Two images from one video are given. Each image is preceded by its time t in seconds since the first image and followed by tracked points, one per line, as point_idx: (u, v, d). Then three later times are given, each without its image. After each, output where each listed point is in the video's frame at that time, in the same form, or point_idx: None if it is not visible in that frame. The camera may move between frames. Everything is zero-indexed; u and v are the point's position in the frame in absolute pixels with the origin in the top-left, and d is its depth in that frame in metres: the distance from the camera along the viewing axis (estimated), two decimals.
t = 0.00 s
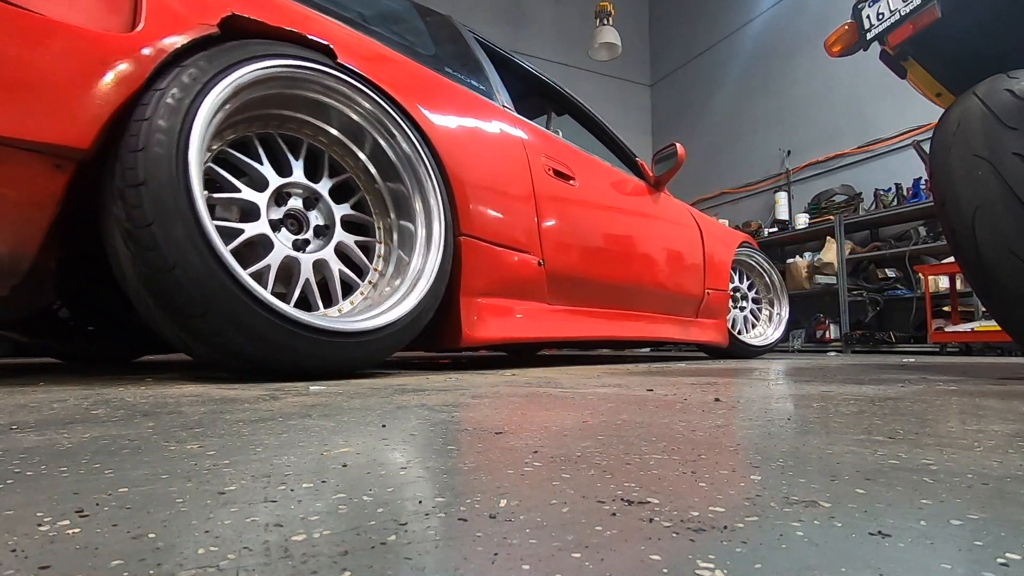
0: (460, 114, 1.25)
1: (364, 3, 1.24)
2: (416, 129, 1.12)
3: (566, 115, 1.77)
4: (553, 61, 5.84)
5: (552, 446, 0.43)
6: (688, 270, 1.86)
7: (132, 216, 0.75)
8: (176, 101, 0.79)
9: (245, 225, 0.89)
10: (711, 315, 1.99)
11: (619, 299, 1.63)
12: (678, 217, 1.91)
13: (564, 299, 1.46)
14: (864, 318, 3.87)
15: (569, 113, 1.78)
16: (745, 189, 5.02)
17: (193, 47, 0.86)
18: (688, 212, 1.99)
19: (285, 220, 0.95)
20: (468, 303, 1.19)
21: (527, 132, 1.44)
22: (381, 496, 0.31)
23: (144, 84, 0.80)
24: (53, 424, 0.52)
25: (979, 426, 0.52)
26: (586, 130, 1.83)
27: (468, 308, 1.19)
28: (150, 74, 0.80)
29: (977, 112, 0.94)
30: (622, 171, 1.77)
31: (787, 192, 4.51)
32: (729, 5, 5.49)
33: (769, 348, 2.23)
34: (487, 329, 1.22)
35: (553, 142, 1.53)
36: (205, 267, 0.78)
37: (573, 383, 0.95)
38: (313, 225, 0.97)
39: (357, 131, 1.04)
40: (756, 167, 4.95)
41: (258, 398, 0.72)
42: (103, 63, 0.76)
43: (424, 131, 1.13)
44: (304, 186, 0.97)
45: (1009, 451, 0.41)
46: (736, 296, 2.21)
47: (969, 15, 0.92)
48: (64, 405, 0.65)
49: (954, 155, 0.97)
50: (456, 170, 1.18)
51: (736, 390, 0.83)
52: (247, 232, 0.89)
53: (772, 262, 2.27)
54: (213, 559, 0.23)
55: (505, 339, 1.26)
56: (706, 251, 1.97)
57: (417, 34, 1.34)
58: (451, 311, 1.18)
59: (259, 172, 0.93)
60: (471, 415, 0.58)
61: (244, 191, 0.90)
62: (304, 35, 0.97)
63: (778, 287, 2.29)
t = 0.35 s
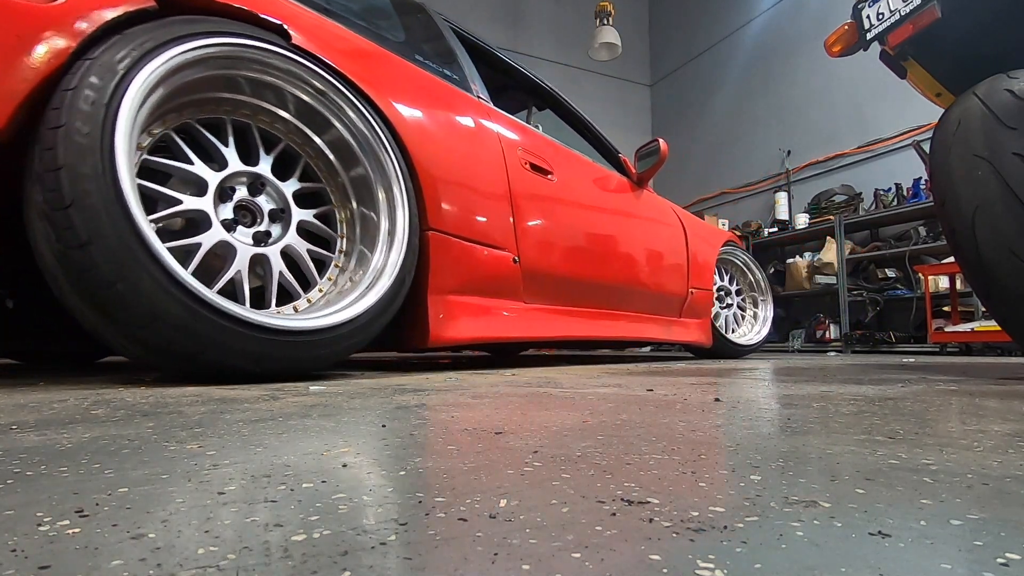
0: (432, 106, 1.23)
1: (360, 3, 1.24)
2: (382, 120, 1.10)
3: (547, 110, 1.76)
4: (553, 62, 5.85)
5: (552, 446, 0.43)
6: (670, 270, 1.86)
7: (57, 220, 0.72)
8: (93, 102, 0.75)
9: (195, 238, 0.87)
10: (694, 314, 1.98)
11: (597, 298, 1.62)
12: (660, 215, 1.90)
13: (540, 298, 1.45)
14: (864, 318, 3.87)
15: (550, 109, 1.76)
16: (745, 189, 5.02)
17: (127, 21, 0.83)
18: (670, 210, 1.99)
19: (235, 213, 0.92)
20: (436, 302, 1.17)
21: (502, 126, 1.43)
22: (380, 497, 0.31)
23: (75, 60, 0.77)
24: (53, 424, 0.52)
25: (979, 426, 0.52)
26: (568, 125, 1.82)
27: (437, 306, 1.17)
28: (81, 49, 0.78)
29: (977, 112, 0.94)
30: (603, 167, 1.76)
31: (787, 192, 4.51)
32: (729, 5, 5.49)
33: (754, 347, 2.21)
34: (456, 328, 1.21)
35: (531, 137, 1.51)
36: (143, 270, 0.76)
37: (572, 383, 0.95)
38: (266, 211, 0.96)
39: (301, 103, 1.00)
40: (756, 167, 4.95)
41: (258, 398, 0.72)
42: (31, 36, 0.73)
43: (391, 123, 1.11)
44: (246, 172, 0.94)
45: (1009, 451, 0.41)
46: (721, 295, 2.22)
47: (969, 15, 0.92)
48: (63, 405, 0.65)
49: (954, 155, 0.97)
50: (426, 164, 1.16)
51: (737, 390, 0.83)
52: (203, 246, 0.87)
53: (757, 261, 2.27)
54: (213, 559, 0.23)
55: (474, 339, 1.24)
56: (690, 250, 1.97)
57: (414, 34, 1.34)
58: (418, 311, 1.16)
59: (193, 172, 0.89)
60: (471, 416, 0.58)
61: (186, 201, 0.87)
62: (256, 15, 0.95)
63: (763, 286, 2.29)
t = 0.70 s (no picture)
0: (409, 96, 1.19)
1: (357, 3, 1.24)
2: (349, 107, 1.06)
3: (531, 105, 1.74)
4: (553, 62, 5.85)
5: (552, 446, 0.43)
6: (654, 269, 1.84)
7: None
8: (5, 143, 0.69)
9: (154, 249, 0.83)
10: (678, 314, 1.97)
11: (578, 297, 1.61)
12: (644, 213, 1.88)
13: (519, 296, 1.43)
14: (864, 318, 3.87)
15: (534, 104, 1.75)
16: (745, 189, 5.02)
17: None
18: (656, 209, 1.97)
19: (185, 208, 0.88)
20: (410, 299, 1.14)
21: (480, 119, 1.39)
22: (380, 496, 0.31)
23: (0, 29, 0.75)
24: (53, 424, 0.52)
25: (979, 426, 0.52)
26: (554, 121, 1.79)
27: (410, 304, 1.14)
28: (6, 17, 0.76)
29: (977, 112, 0.94)
30: (586, 163, 1.74)
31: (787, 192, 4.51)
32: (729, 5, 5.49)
33: (743, 347, 2.20)
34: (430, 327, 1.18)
35: (512, 132, 1.49)
36: (96, 289, 0.72)
37: (572, 383, 0.95)
38: (216, 196, 0.91)
39: (210, 65, 0.91)
40: (756, 167, 4.95)
41: (258, 398, 0.72)
42: None
43: (356, 109, 1.07)
44: (182, 161, 0.88)
45: (1010, 452, 0.41)
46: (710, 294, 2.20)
47: (969, 15, 0.92)
48: (63, 405, 0.65)
49: (953, 156, 0.97)
50: (399, 155, 1.12)
51: (737, 390, 0.83)
52: (168, 255, 0.84)
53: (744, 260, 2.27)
54: (213, 559, 0.23)
55: (448, 339, 1.21)
56: (675, 249, 1.96)
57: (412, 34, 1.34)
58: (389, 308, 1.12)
59: (130, 179, 0.83)
60: (471, 416, 0.58)
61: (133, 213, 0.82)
62: None
63: (750, 285, 2.28)
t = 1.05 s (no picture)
0: (384, 85, 1.16)
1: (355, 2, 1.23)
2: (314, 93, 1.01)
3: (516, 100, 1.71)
4: (553, 62, 5.85)
5: (552, 446, 0.43)
6: (640, 268, 1.82)
7: None
8: None
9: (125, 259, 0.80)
10: (665, 312, 1.95)
11: (562, 296, 1.58)
12: (631, 210, 1.86)
13: (500, 294, 1.40)
14: (864, 318, 3.87)
15: (521, 99, 1.72)
16: (745, 189, 5.02)
17: None
18: (643, 206, 1.95)
19: (138, 203, 0.83)
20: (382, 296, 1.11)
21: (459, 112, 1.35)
22: (380, 496, 0.31)
23: None
24: (53, 424, 0.52)
25: (979, 426, 0.52)
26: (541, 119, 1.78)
27: (382, 301, 1.10)
28: None
29: (977, 112, 0.94)
30: (570, 158, 1.70)
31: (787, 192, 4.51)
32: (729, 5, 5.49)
33: (733, 347, 2.19)
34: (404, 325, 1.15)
35: (494, 125, 1.46)
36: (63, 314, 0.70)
37: (572, 383, 0.95)
38: (166, 181, 0.86)
39: (109, 37, 0.82)
40: (756, 167, 4.95)
41: (258, 398, 0.72)
42: None
43: (320, 94, 1.02)
44: (119, 155, 0.81)
45: (1010, 452, 0.41)
46: (700, 293, 2.20)
47: (969, 16, 0.92)
48: (63, 405, 0.65)
49: (954, 156, 0.97)
50: (372, 147, 1.08)
51: (737, 390, 0.83)
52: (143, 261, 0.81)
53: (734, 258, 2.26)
54: (213, 559, 0.23)
55: (423, 338, 1.18)
56: (662, 247, 1.94)
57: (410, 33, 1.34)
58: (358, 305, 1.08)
59: (73, 191, 0.77)
60: (471, 416, 0.58)
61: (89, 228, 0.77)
62: None
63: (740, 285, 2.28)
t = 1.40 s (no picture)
0: (345, 71, 1.10)
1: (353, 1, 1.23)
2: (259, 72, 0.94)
3: (493, 91, 1.65)
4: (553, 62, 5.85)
5: (553, 446, 0.43)
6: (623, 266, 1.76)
7: None
8: None
9: (81, 258, 0.76)
10: (651, 311, 1.90)
11: (541, 294, 1.52)
12: (615, 207, 1.81)
13: (473, 291, 1.34)
14: (864, 318, 3.87)
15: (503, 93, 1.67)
16: (745, 189, 5.02)
17: None
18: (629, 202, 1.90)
19: (60, 190, 0.76)
20: (336, 291, 1.05)
21: (428, 99, 1.28)
22: (381, 496, 0.31)
23: None
24: (53, 425, 0.52)
25: (979, 426, 0.52)
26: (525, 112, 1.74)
27: (334, 297, 1.05)
28: None
29: (977, 112, 0.94)
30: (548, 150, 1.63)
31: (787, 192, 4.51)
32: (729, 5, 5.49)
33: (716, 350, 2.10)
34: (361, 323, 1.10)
35: (470, 115, 1.40)
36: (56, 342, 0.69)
37: (572, 384, 0.95)
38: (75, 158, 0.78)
39: None
40: (756, 167, 4.95)
41: (258, 398, 0.72)
42: None
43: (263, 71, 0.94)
44: (13, 147, 0.73)
45: (1009, 452, 0.41)
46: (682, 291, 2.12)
47: (969, 15, 0.92)
48: (64, 405, 0.65)
49: (954, 156, 0.97)
50: (327, 133, 1.02)
51: (737, 390, 0.83)
52: (99, 253, 0.77)
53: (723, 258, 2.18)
54: (212, 559, 0.23)
55: (382, 338, 1.13)
56: (649, 244, 1.88)
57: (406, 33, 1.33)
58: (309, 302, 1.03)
59: None
60: (472, 415, 0.58)
61: (29, 241, 0.72)
62: None
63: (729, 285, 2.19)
